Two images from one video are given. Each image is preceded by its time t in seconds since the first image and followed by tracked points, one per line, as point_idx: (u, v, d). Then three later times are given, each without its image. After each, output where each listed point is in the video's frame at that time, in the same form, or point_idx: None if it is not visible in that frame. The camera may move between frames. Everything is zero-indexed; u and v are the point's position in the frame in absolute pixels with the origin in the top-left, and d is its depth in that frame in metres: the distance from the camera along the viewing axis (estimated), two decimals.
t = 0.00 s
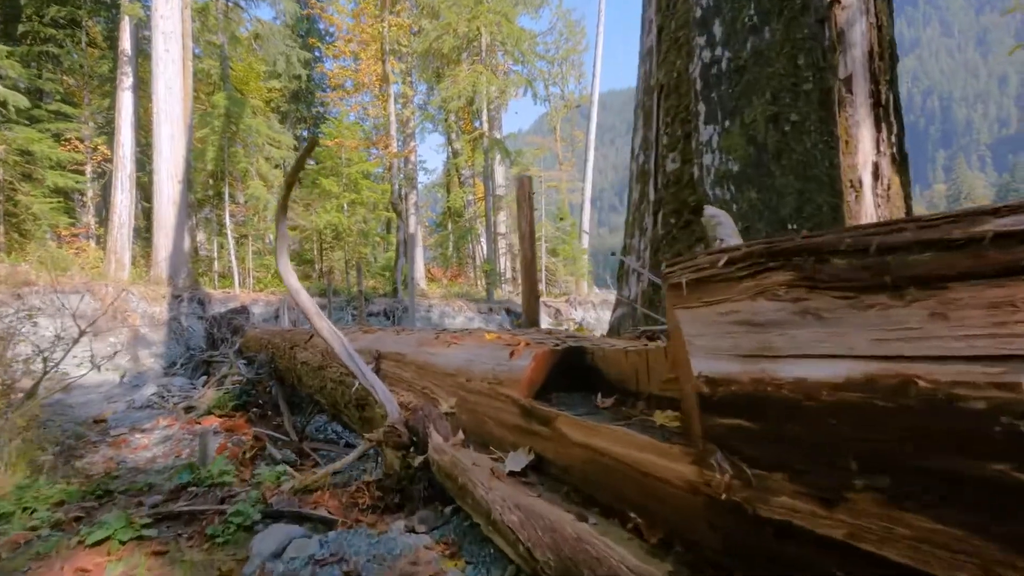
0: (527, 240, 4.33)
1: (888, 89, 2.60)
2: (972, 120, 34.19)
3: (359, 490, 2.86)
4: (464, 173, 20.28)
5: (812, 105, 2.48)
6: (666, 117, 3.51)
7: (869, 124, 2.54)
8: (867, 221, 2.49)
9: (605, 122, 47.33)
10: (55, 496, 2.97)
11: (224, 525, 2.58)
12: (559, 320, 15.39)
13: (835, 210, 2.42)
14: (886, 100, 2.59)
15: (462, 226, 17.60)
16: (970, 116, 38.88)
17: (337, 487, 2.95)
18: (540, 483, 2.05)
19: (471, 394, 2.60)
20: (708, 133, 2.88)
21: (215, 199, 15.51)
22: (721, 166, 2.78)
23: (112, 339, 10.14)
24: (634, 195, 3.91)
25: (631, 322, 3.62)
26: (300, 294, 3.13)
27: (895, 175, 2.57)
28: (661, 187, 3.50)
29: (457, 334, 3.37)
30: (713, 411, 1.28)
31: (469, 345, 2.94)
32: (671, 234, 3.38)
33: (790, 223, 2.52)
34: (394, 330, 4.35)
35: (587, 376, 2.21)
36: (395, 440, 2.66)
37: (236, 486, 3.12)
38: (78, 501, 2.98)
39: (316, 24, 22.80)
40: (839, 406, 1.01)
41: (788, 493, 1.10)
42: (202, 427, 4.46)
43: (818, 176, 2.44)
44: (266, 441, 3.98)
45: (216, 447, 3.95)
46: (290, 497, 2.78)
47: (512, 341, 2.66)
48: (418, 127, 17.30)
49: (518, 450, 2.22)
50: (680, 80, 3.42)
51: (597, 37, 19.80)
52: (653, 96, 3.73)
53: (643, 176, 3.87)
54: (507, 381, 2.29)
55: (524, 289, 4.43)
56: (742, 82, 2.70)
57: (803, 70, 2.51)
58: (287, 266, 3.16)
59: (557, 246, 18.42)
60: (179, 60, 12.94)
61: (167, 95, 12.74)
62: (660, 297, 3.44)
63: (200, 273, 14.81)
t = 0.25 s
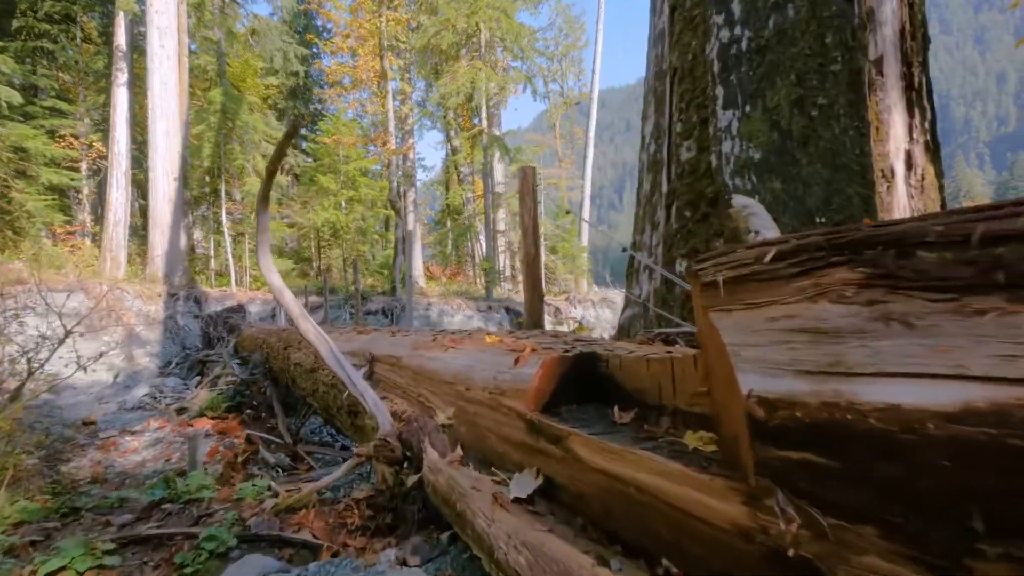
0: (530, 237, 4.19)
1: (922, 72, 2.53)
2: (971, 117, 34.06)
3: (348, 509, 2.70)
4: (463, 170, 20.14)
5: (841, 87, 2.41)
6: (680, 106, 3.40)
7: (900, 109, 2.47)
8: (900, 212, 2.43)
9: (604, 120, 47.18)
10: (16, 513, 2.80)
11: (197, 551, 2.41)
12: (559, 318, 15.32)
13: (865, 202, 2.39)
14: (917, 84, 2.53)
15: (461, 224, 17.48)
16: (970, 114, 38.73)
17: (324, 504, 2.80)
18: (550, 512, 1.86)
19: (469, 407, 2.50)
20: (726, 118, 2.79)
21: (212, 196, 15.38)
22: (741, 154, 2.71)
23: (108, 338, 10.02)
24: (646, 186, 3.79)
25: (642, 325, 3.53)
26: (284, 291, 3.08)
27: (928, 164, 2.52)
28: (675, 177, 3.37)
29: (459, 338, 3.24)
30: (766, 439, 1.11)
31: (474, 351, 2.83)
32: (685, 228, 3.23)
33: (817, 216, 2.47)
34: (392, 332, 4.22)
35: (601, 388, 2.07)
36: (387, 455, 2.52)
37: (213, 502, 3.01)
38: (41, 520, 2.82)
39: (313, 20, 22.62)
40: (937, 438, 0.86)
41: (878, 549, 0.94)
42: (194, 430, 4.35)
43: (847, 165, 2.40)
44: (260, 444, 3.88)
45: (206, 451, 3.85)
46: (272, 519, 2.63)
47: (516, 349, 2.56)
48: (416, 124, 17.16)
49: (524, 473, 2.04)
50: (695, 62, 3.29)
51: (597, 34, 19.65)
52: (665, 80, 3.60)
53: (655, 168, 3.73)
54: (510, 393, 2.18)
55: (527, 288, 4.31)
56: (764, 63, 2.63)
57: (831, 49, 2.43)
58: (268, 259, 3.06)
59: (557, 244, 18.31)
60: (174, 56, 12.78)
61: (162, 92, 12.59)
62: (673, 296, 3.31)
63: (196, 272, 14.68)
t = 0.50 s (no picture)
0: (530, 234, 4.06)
1: (954, 52, 2.54)
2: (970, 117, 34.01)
3: (331, 531, 2.55)
4: (461, 169, 20.03)
5: (870, 67, 2.43)
6: (693, 89, 3.33)
7: (931, 94, 2.48)
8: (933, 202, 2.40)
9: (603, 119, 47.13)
10: None
11: None
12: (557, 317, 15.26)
13: (898, 190, 2.38)
14: (951, 66, 2.53)
15: (459, 223, 17.36)
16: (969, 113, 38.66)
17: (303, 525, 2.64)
18: (555, 548, 1.67)
19: (467, 421, 2.39)
20: (744, 103, 2.79)
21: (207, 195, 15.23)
22: (763, 140, 2.68)
23: (100, 338, 9.87)
24: (653, 179, 3.71)
25: (653, 324, 3.37)
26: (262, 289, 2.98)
27: (963, 152, 2.50)
28: (687, 168, 3.29)
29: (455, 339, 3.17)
30: (858, 485, 0.86)
31: (471, 352, 2.74)
32: (699, 221, 3.15)
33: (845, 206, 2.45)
34: (387, 332, 4.12)
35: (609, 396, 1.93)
36: (373, 472, 2.38)
37: (184, 520, 2.78)
38: None
39: (311, 19, 22.52)
40: None
41: None
42: (183, 434, 4.22)
43: (878, 151, 2.39)
44: (250, 449, 3.75)
45: (194, 457, 3.71)
46: (242, 544, 2.37)
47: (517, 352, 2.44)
48: (414, 123, 17.05)
49: (526, 502, 1.86)
50: (710, 44, 3.23)
51: (596, 32, 19.55)
52: (676, 64, 3.53)
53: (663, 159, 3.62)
54: (511, 405, 2.06)
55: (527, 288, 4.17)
56: (785, 41, 2.65)
57: (860, 26, 2.46)
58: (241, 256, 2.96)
59: (556, 243, 18.19)
60: (169, 53, 12.64)
61: (156, 89, 12.45)
62: (686, 295, 3.19)
63: (191, 271, 14.54)
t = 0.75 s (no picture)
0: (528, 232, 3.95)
1: (986, 33, 2.52)
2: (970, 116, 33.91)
3: (308, 556, 2.29)
4: (458, 169, 19.89)
5: (902, 45, 2.47)
6: (704, 73, 3.29)
7: (966, 75, 2.49)
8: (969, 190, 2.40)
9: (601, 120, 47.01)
10: None
11: None
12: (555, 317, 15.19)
13: (934, 180, 2.40)
14: (984, 45, 2.52)
15: (456, 223, 17.26)
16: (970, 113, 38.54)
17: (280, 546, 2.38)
18: None
19: (457, 437, 2.29)
20: (764, 86, 2.79)
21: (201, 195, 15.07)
22: (783, 126, 2.69)
23: (92, 339, 9.73)
24: (661, 170, 3.68)
25: (662, 326, 3.29)
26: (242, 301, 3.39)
27: (1000, 138, 2.48)
28: (699, 159, 3.27)
29: (450, 343, 3.08)
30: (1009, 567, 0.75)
31: (470, 357, 2.64)
32: (713, 215, 3.14)
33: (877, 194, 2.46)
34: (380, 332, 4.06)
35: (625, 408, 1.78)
36: (354, 493, 2.27)
37: (150, 541, 2.62)
38: None
39: (306, 17, 22.36)
40: None
41: None
42: (170, 439, 4.10)
43: (911, 137, 2.42)
44: (239, 454, 3.65)
45: (180, 463, 3.59)
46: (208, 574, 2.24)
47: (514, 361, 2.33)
48: (411, 122, 16.93)
49: (527, 535, 1.74)
50: (721, 23, 3.13)
51: (593, 31, 19.47)
52: (684, 46, 3.44)
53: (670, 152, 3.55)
54: (509, 422, 1.94)
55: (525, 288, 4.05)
56: (808, 22, 2.67)
57: (889, 6, 2.50)
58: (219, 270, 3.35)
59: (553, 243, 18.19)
60: (162, 50, 12.49)
61: (149, 86, 12.30)
62: (699, 295, 3.13)
63: (186, 272, 14.38)
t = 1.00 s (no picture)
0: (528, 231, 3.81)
1: None
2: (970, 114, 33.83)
3: None
4: (455, 167, 19.81)
5: (930, 23, 2.23)
6: (716, 57, 3.12)
7: (1001, 58, 2.11)
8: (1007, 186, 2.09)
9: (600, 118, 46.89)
10: None
11: None
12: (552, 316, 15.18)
13: (970, 170, 2.12)
14: None
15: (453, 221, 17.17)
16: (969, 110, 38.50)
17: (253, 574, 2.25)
18: None
19: (449, 457, 2.19)
20: (783, 69, 2.65)
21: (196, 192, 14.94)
22: (805, 111, 2.53)
23: (85, 339, 9.64)
24: (674, 163, 3.53)
25: (671, 328, 3.17)
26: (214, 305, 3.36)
27: None
28: (712, 150, 3.08)
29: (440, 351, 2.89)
30: None
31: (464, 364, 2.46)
32: (728, 209, 2.91)
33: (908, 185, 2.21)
34: (375, 335, 3.96)
35: (649, 431, 1.66)
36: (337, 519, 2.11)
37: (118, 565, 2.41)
38: None
39: (303, 14, 22.22)
40: None
41: None
42: (160, 442, 3.98)
43: (942, 124, 2.18)
44: (229, 458, 3.55)
45: (168, 468, 3.47)
46: None
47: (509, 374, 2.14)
48: (408, 119, 16.81)
49: None
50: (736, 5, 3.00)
51: (592, 29, 19.34)
52: (697, 31, 3.33)
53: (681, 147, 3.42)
54: (508, 441, 1.79)
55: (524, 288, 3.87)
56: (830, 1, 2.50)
57: None
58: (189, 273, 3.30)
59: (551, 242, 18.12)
60: (156, 47, 12.34)
61: (143, 83, 12.16)
62: (712, 296, 2.93)
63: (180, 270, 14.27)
